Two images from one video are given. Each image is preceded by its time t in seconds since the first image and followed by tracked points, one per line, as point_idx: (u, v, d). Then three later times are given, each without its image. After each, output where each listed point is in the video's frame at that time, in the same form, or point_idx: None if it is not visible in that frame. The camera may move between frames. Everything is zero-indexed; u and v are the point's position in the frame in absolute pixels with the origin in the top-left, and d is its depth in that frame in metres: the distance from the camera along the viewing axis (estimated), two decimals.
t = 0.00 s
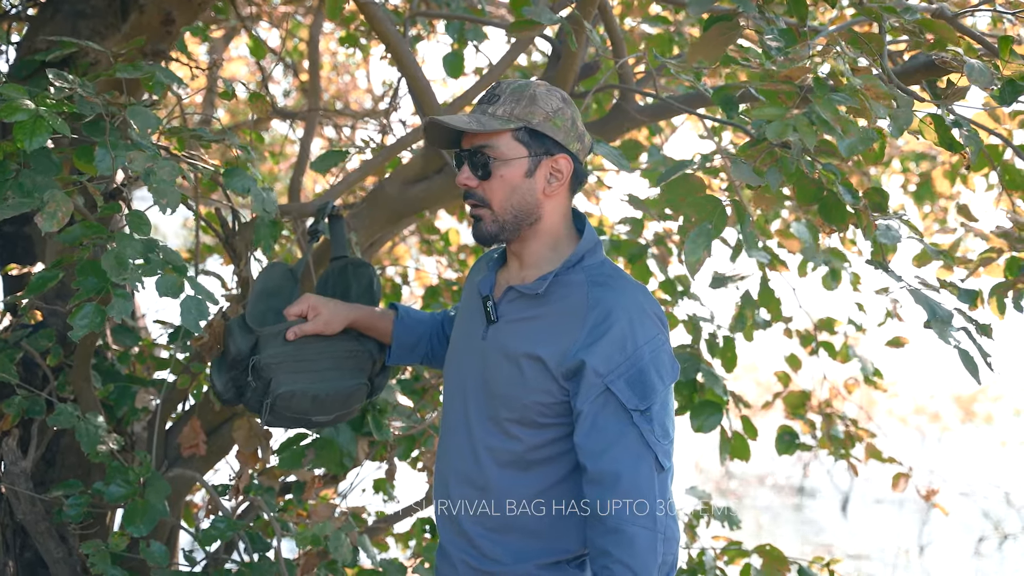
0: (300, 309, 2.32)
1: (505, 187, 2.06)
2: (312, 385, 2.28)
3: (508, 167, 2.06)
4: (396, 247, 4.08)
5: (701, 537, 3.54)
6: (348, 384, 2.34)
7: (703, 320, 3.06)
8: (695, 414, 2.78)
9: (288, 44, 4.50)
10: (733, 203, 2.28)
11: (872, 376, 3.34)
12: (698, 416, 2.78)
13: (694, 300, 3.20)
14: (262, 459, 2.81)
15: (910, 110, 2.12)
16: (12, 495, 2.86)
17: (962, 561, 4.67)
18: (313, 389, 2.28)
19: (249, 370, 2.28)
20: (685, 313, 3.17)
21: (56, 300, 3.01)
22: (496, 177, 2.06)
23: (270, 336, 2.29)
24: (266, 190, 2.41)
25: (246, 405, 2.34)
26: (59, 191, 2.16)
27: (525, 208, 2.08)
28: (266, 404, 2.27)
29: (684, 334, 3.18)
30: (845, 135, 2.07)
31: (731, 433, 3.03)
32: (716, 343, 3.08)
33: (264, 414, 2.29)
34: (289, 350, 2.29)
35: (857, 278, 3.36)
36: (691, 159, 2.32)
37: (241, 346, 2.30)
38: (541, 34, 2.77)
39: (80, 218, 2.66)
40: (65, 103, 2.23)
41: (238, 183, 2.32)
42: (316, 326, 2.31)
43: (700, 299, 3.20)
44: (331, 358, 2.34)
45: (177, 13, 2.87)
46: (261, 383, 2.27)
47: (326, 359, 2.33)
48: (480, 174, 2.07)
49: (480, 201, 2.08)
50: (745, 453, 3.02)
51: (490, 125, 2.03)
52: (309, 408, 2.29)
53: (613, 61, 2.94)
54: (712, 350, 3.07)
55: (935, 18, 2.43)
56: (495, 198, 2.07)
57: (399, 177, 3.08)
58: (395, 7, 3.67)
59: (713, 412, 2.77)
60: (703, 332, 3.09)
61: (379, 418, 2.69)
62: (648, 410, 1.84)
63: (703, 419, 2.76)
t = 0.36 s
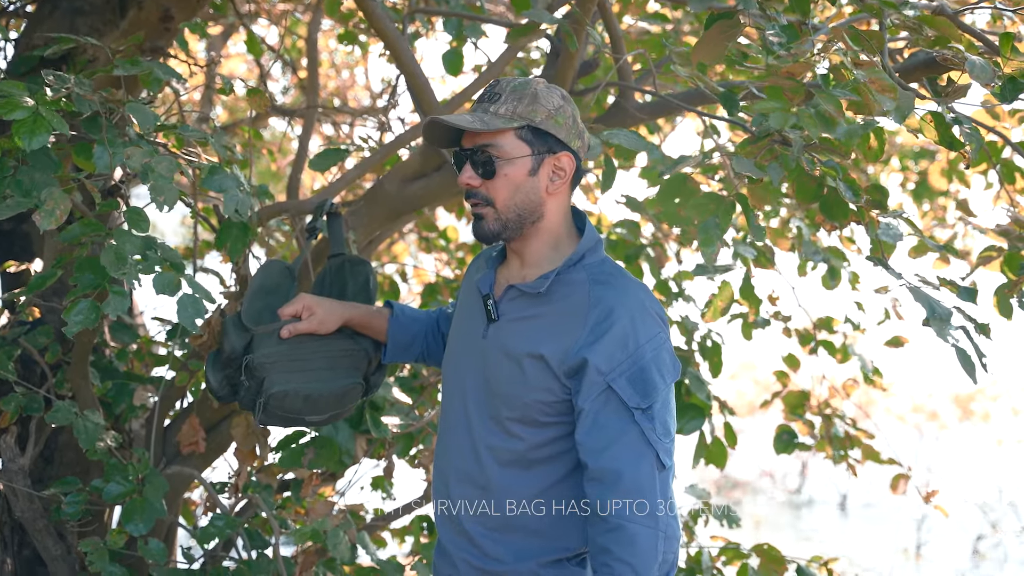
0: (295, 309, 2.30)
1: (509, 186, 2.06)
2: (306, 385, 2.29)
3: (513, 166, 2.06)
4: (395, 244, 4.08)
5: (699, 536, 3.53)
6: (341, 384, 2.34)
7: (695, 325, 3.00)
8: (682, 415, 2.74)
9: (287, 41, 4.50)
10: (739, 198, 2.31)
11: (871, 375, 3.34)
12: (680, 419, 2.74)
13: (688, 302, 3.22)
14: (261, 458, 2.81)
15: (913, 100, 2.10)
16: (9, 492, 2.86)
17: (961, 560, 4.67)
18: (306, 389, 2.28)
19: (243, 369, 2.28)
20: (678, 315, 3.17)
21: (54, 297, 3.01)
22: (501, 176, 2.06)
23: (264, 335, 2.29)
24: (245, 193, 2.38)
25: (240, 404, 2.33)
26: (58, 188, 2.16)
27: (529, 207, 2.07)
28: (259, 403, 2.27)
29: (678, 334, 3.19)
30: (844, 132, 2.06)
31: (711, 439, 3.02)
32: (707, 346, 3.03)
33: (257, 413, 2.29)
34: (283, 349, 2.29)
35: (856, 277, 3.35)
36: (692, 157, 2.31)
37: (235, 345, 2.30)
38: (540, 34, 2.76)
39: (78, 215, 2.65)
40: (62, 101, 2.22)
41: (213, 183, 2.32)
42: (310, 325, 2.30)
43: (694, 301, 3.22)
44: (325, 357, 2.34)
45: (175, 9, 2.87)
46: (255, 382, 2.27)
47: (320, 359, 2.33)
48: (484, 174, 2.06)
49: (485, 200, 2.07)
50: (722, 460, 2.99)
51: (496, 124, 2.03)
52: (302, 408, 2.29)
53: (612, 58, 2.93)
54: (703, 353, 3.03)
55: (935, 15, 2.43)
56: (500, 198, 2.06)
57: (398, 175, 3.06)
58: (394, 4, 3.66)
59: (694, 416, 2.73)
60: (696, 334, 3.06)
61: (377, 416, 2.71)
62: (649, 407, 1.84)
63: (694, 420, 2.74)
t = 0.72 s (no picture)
0: (299, 304, 2.32)
1: (512, 186, 2.06)
2: (311, 379, 2.29)
3: (515, 166, 2.05)
4: (394, 243, 4.08)
5: (700, 533, 3.53)
6: (346, 378, 2.34)
7: (702, 315, 3.02)
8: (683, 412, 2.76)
9: (286, 39, 4.49)
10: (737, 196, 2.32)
11: (866, 373, 3.34)
12: (693, 412, 2.74)
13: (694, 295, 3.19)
14: (261, 456, 2.82)
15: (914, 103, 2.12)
16: (9, 490, 2.86)
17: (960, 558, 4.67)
18: (311, 383, 2.28)
19: (248, 363, 2.27)
20: (685, 309, 3.15)
21: (54, 295, 3.01)
22: (503, 177, 2.05)
23: (269, 330, 2.30)
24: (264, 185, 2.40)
25: (244, 399, 2.33)
26: (58, 186, 2.16)
27: (533, 207, 2.07)
28: (265, 398, 2.27)
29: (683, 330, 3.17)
30: (845, 130, 2.07)
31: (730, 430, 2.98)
32: (718, 336, 3.03)
33: (262, 407, 2.29)
34: (288, 343, 2.30)
35: (852, 277, 3.35)
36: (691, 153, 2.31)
37: (240, 339, 2.29)
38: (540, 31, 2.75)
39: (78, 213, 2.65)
40: (62, 99, 2.22)
41: (234, 179, 2.33)
42: (316, 319, 2.31)
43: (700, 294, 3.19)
44: (329, 352, 2.34)
45: (175, 8, 2.87)
46: (260, 376, 2.27)
47: (324, 354, 2.34)
48: (486, 175, 2.05)
49: (488, 201, 2.06)
50: (745, 449, 3.00)
51: (497, 125, 2.02)
52: (307, 402, 2.29)
53: (612, 56, 2.93)
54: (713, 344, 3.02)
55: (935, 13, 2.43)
56: (504, 198, 2.06)
57: (398, 173, 3.06)
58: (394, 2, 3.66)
59: (709, 408, 2.73)
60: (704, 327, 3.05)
61: (377, 413, 2.70)
62: (651, 407, 1.84)
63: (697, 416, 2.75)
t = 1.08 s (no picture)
0: (303, 313, 2.31)
1: (549, 177, 2.09)
2: (317, 389, 2.30)
3: (554, 157, 2.09)
4: (394, 241, 4.08)
5: (699, 531, 3.54)
6: (351, 386, 2.35)
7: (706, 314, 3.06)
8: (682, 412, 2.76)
9: (286, 37, 4.49)
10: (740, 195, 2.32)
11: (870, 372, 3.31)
12: (698, 409, 2.78)
13: (694, 293, 3.21)
14: (261, 453, 2.82)
15: (914, 101, 2.10)
16: (9, 488, 2.86)
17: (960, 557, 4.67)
18: (317, 392, 2.29)
19: (254, 374, 2.29)
20: (685, 307, 3.19)
21: (54, 293, 3.01)
22: (544, 167, 2.08)
23: (273, 340, 2.29)
24: (253, 185, 2.40)
25: (251, 406, 2.36)
26: (58, 183, 2.16)
27: (562, 200, 2.12)
28: (271, 407, 2.29)
29: (682, 329, 3.18)
30: (846, 129, 2.06)
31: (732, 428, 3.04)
32: (718, 336, 3.06)
33: (268, 416, 2.31)
34: (292, 354, 2.29)
35: (852, 275, 3.35)
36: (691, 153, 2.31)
37: (245, 350, 2.29)
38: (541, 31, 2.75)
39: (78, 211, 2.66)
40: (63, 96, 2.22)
41: (224, 177, 2.33)
42: (320, 329, 2.31)
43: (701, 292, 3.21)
44: (334, 360, 2.35)
45: (175, 5, 2.87)
46: (266, 387, 2.29)
47: (329, 362, 2.34)
48: (527, 164, 2.08)
49: (526, 189, 2.08)
50: (744, 448, 3.03)
51: (546, 116, 2.05)
52: (313, 411, 2.30)
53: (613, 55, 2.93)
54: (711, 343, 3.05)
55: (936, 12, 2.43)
56: (541, 187, 2.08)
57: (398, 171, 3.06)
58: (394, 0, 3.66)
59: (713, 406, 2.76)
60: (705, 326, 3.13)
61: (378, 412, 2.71)
62: (653, 403, 1.84)
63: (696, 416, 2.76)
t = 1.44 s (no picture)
0: (307, 314, 2.32)
1: (560, 180, 2.09)
2: (320, 389, 2.30)
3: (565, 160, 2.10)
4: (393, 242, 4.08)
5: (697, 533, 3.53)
6: (353, 387, 2.34)
7: (693, 320, 3.06)
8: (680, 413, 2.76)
9: (286, 38, 4.49)
10: (737, 199, 2.31)
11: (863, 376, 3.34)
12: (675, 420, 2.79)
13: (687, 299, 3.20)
14: (259, 454, 2.81)
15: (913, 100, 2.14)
16: (8, 489, 2.85)
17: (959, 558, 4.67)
18: (320, 393, 2.30)
19: (257, 374, 2.29)
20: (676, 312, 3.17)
21: (52, 293, 3.00)
22: (556, 170, 2.08)
23: (276, 341, 2.29)
24: (255, 189, 2.39)
25: (254, 406, 2.36)
26: (57, 183, 2.15)
27: (571, 202, 2.13)
28: (273, 408, 2.30)
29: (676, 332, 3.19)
30: (845, 131, 2.06)
31: (703, 437, 3.07)
32: (704, 342, 3.11)
33: (271, 417, 2.32)
34: (296, 354, 2.30)
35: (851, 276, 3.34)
36: (691, 154, 2.31)
37: (248, 351, 2.29)
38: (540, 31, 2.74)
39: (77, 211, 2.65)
40: (64, 97, 2.22)
41: (226, 180, 2.32)
42: (323, 330, 2.31)
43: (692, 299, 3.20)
44: (337, 361, 2.35)
45: (175, 7, 2.87)
46: (268, 388, 2.29)
47: (332, 362, 2.34)
48: (539, 167, 2.08)
49: (538, 191, 2.08)
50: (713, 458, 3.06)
51: (559, 119, 2.06)
52: (316, 412, 2.31)
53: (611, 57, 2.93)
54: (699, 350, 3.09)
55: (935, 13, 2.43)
56: (553, 190, 2.08)
57: (397, 171, 3.06)
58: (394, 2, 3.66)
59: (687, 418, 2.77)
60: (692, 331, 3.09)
61: (377, 412, 2.71)
62: (657, 405, 1.84)
63: (693, 417, 2.76)
